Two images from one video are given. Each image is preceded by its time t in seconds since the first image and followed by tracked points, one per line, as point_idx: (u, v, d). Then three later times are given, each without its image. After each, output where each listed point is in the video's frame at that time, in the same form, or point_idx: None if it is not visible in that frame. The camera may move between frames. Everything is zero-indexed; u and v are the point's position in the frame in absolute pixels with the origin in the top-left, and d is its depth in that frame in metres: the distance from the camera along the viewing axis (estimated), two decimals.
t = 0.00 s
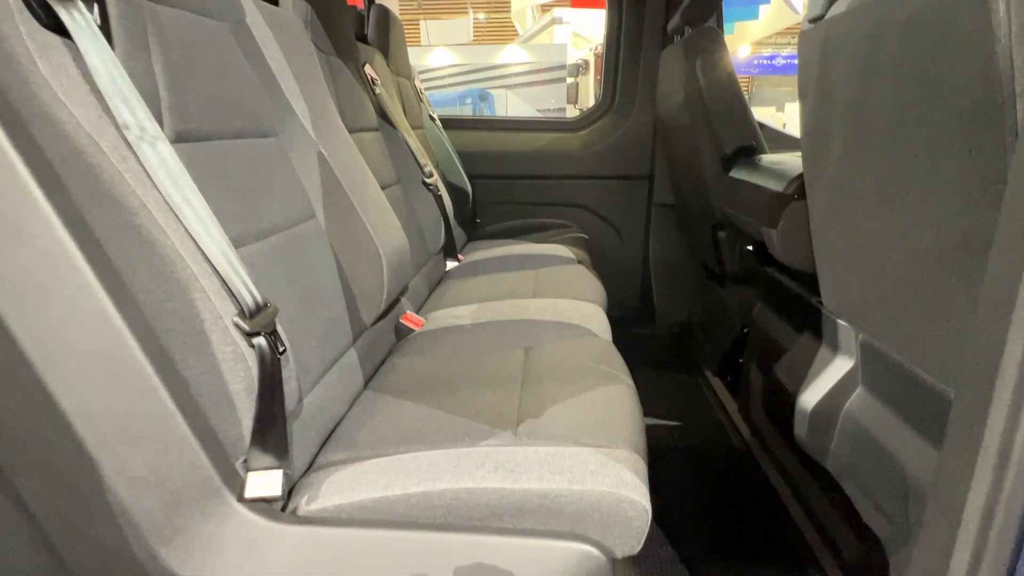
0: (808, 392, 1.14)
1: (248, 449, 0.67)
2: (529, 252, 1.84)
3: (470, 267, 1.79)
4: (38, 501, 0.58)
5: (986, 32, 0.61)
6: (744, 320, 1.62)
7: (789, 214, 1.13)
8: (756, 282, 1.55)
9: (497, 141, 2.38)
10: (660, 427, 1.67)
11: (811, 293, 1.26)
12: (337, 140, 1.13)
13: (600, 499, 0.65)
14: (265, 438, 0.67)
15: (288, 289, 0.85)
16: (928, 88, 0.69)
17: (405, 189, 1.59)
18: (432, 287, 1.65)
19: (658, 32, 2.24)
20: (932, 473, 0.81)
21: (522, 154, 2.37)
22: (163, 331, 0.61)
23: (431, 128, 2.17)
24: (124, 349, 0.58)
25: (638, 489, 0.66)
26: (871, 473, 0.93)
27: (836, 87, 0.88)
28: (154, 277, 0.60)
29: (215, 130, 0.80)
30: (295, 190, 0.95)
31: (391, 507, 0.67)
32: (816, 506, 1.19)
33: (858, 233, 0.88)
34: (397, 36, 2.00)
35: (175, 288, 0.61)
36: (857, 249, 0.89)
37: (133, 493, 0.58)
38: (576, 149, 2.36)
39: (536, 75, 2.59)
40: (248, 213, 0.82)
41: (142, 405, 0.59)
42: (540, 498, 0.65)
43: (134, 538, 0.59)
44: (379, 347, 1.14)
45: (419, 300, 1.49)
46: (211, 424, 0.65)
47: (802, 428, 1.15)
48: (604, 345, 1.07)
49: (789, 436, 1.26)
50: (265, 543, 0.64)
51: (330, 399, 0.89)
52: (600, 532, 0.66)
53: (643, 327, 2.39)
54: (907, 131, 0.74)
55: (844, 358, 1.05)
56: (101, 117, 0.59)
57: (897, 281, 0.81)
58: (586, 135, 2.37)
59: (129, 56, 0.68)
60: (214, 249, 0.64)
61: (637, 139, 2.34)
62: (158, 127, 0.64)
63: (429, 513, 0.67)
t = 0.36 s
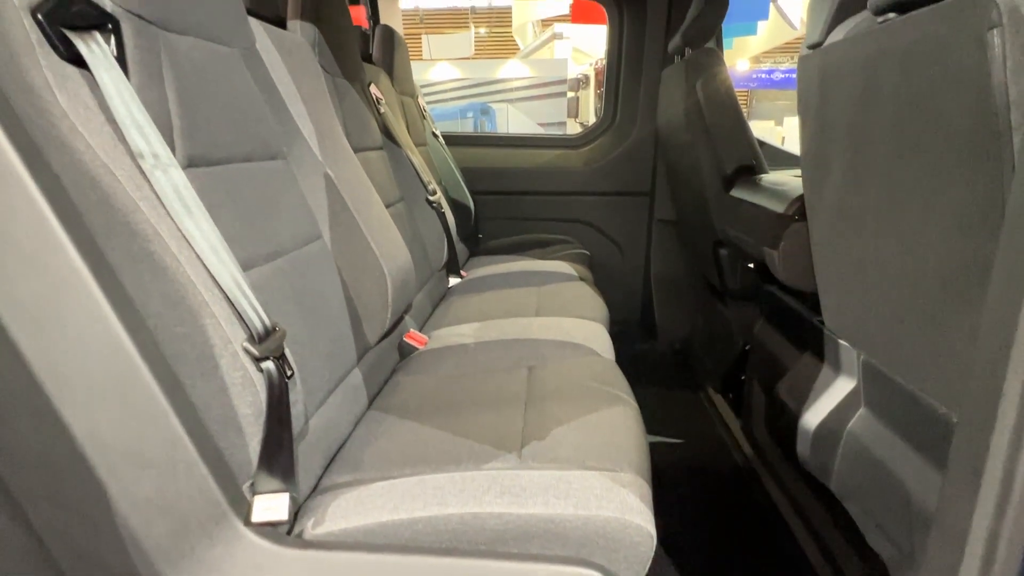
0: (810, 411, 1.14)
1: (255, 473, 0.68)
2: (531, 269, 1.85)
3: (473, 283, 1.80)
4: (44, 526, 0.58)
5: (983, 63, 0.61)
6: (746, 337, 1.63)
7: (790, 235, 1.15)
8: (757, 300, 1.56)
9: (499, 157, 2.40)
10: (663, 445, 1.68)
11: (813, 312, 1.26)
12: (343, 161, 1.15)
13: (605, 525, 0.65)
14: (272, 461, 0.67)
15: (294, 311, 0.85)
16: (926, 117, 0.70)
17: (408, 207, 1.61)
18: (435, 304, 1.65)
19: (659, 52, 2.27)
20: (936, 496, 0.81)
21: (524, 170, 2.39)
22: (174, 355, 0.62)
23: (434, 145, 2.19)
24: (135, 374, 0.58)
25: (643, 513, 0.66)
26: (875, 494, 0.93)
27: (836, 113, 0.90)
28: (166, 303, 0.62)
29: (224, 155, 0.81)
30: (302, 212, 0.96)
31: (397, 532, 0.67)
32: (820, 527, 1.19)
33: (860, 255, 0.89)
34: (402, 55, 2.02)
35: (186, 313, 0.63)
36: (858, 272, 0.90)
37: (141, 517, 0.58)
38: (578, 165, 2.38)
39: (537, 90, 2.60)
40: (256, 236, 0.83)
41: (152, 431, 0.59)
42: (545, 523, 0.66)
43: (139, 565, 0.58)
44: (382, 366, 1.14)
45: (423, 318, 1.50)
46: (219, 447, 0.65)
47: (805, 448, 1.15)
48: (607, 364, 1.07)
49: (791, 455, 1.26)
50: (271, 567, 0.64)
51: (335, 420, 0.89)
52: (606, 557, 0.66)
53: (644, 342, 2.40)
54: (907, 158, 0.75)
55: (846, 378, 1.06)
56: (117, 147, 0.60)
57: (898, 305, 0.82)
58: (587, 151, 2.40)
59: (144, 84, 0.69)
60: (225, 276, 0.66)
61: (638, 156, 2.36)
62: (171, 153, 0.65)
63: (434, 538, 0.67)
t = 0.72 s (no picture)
0: (813, 432, 1.14)
1: (262, 499, 0.68)
2: (534, 286, 1.86)
3: (475, 300, 1.81)
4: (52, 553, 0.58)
5: (979, 96, 0.62)
6: (748, 355, 1.63)
7: (792, 256, 1.16)
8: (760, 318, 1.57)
9: (501, 173, 2.42)
10: (666, 463, 1.68)
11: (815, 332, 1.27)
12: (349, 182, 1.17)
13: (610, 551, 0.65)
14: (279, 485, 0.68)
15: (300, 333, 0.86)
16: (929, 145, 0.71)
17: (412, 225, 1.62)
18: (438, 321, 1.66)
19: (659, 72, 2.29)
20: (941, 521, 0.81)
21: (527, 187, 2.40)
22: (184, 381, 0.63)
23: (438, 161, 2.21)
24: (145, 400, 0.59)
25: (647, 540, 0.67)
26: (879, 517, 0.93)
27: (836, 138, 0.91)
28: (177, 330, 0.62)
29: (234, 180, 0.82)
30: (309, 234, 0.97)
31: (402, 557, 0.68)
32: (824, 549, 1.18)
33: (861, 278, 0.90)
34: (406, 73, 2.05)
35: (196, 339, 0.63)
36: (860, 295, 0.91)
37: (149, 543, 0.58)
38: (580, 181, 2.40)
39: (538, 103, 2.66)
40: (264, 260, 0.84)
41: (161, 457, 0.60)
42: (550, 550, 0.66)
43: None
44: (387, 385, 1.15)
45: (426, 335, 1.50)
46: (227, 471, 0.66)
47: (809, 469, 1.15)
48: (611, 385, 1.08)
49: (794, 475, 1.26)
50: None
51: (339, 441, 0.90)
52: None
53: (646, 358, 2.40)
54: (906, 186, 0.76)
55: (849, 400, 1.06)
56: (132, 175, 0.61)
57: (900, 330, 0.83)
58: (589, 168, 2.42)
59: (157, 113, 0.70)
60: (234, 300, 0.66)
61: (640, 172, 2.37)
62: (184, 181, 0.66)
63: (440, 565, 0.67)
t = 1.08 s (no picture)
0: (818, 451, 1.14)
1: (269, 521, 0.68)
2: (537, 301, 1.87)
3: (479, 315, 1.82)
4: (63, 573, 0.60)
5: (979, 126, 0.63)
6: (752, 372, 1.62)
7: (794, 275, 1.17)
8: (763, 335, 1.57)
9: (505, 189, 2.44)
10: (670, 481, 1.67)
11: (819, 350, 1.27)
12: (355, 201, 1.18)
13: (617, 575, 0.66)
14: (287, 508, 0.68)
15: (307, 353, 0.86)
16: (930, 172, 0.72)
17: (417, 241, 1.64)
18: (442, 336, 1.67)
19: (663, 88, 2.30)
20: (947, 543, 0.80)
21: (531, 202, 2.42)
22: (194, 405, 0.63)
23: (442, 177, 2.23)
24: (156, 425, 0.60)
25: (653, 563, 0.67)
26: (886, 539, 0.93)
27: (839, 161, 0.92)
28: (189, 354, 0.63)
29: (244, 203, 0.83)
30: (316, 253, 0.97)
31: None
32: (829, 569, 1.18)
33: (864, 299, 0.90)
34: (411, 91, 2.07)
35: (207, 364, 0.64)
36: (863, 316, 0.92)
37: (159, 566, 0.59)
38: (583, 197, 2.41)
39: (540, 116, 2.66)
40: (273, 281, 0.84)
41: (171, 480, 0.60)
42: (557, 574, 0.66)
43: None
44: (392, 403, 1.15)
45: (430, 351, 1.51)
46: (235, 495, 0.66)
47: (814, 489, 1.15)
48: (614, 404, 1.09)
49: (800, 494, 1.26)
50: None
51: (346, 461, 0.90)
52: None
53: (649, 373, 2.40)
54: (909, 211, 0.77)
55: (854, 420, 1.06)
56: (147, 203, 0.62)
57: (904, 353, 0.83)
58: (592, 183, 2.43)
59: (172, 140, 0.71)
60: (245, 326, 0.67)
61: (643, 188, 2.38)
62: (197, 207, 0.67)
63: None
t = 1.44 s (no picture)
0: (822, 468, 1.14)
1: (275, 540, 0.68)
2: (541, 315, 1.87)
3: (483, 329, 1.82)
4: None
5: (980, 151, 0.64)
6: (755, 386, 1.62)
7: (797, 292, 1.18)
8: (766, 350, 1.57)
9: (508, 201, 2.45)
10: (673, 495, 1.67)
11: (822, 366, 1.27)
12: (361, 218, 1.19)
13: None
14: (294, 526, 0.68)
15: (314, 370, 0.87)
16: (933, 194, 0.72)
17: (421, 255, 1.65)
18: (446, 350, 1.67)
19: (665, 103, 2.31)
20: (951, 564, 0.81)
21: (534, 214, 2.43)
22: (202, 426, 0.63)
23: (446, 190, 2.24)
24: (164, 445, 0.61)
25: None
26: (889, 558, 0.93)
27: (841, 181, 0.93)
28: (198, 376, 0.63)
29: (253, 222, 0.85)
30: (323, 270, 0.99)
31: None
32: None
33: (868, 318, 0.91)
34: (416, 105, 2.10)
35: (216, 385, 0.63)
36: (866, 336, 0.92)
37: None
38: (586, 210, 2.42)
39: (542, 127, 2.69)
40: (281, 299, 0.85)
41: (179, 501, 0.62)
42: None
43: None
44: (396, 418, 1.16)
45: (434, 366, 1.52)
46: (242, 515, 0.66)
47: (818, 506, 1.15)
48: (619, 420, 1.09)
49: (803, 511, 1.26)
50: None
51: (351, 477, 0.91)
52: None
53: (652, 385, 2.40)
54: (911, 232, 0.77)
55: (857, 437, 1.06)
56: (158, 226, 0.63)
57: (908, 372, 0.83)
58: (595, 196, 2.44)
59: (183, 163, 0.73)
60: (254, 346, 0.67)
61: (645, 201, 2.39)
62: (207, 228, 0.68)
63: None
